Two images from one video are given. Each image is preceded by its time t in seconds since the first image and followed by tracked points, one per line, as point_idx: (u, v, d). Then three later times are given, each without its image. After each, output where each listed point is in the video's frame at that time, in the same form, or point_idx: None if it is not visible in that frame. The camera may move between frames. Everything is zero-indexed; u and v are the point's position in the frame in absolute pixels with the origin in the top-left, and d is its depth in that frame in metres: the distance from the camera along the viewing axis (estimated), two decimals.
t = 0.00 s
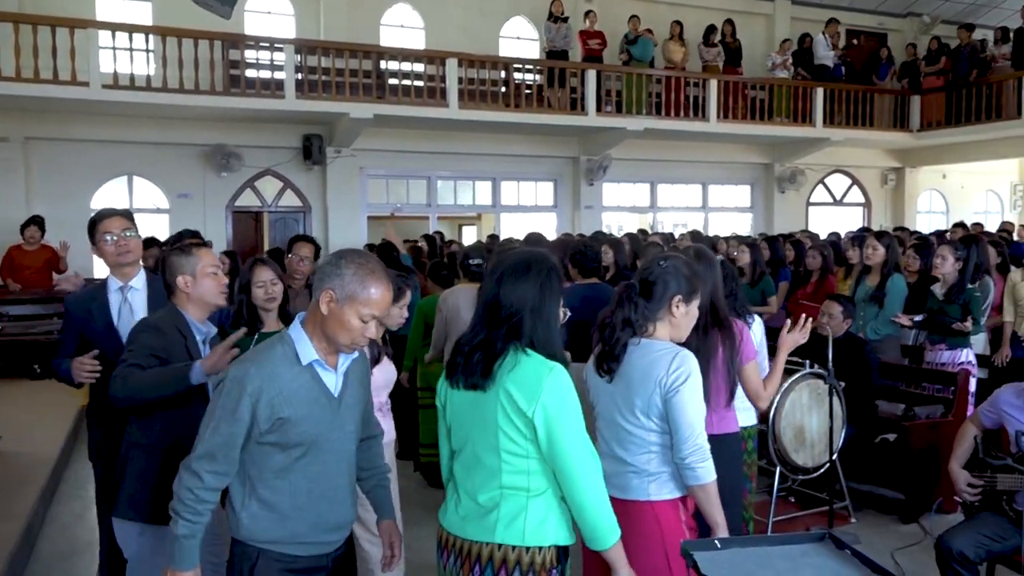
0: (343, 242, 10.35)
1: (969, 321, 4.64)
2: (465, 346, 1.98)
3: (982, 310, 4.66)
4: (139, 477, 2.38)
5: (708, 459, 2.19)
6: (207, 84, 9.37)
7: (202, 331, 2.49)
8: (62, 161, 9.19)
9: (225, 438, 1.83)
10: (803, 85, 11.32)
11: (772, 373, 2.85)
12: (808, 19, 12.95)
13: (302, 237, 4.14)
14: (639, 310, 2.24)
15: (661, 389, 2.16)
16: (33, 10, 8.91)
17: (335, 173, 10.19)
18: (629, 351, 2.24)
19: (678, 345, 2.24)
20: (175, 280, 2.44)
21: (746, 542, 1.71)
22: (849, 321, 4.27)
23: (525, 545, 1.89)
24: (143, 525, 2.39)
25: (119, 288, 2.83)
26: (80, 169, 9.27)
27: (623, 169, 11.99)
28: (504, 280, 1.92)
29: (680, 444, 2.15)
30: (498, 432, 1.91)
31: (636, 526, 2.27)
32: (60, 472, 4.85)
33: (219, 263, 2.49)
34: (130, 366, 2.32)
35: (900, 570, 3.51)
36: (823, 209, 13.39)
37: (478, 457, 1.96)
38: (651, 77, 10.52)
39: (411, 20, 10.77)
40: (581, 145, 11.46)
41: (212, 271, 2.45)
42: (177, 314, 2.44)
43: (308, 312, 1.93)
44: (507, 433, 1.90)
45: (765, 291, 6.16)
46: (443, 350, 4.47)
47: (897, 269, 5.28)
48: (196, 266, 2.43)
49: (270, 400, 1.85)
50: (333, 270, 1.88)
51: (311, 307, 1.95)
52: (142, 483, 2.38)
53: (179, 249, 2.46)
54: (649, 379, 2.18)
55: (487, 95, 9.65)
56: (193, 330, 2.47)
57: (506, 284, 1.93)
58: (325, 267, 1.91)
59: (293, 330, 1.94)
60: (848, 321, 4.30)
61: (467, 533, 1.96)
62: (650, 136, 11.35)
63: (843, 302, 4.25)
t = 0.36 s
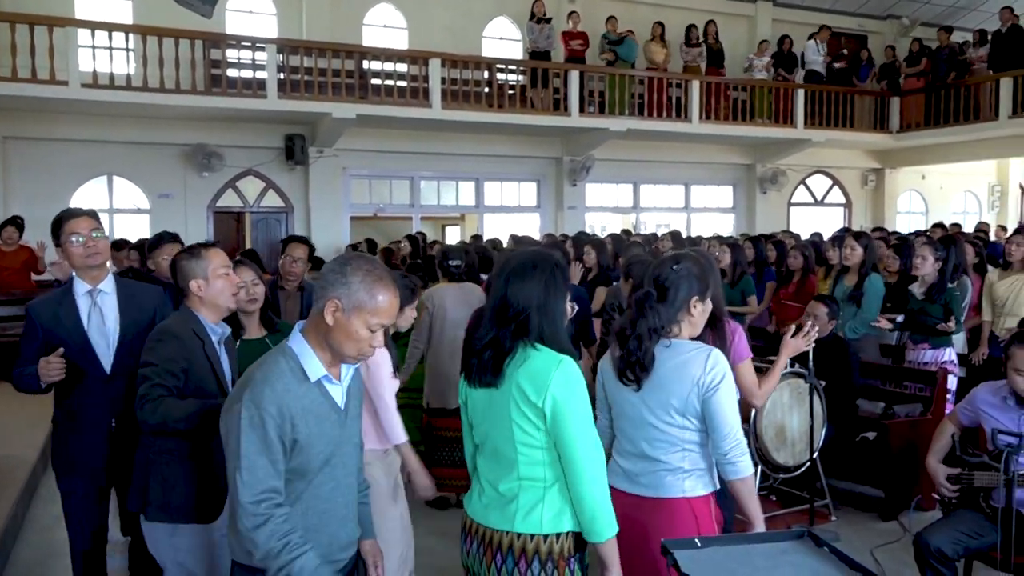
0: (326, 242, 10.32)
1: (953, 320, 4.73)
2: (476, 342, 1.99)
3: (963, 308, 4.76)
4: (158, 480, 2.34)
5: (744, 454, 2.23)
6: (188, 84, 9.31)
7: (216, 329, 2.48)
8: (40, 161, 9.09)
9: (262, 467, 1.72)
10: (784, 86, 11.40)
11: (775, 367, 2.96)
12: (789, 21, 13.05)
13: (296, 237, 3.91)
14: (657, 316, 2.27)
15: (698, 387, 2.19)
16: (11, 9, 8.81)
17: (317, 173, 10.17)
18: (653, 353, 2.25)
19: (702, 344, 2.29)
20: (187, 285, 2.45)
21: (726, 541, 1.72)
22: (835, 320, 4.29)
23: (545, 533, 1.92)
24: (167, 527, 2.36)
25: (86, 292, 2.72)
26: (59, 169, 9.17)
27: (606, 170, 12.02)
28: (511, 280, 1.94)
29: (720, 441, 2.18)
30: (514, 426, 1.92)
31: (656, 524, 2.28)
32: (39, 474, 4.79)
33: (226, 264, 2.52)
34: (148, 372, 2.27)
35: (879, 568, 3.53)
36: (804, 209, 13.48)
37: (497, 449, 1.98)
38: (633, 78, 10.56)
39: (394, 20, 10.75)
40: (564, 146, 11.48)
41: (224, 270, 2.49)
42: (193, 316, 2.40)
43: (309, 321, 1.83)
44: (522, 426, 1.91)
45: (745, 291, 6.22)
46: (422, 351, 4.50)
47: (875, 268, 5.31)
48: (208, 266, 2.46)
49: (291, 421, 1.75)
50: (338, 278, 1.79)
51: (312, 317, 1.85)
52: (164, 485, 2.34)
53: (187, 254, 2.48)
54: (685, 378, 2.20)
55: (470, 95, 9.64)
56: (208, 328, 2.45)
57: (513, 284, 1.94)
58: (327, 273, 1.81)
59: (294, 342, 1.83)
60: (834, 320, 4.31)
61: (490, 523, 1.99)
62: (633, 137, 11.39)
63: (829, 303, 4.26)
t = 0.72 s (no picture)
0: (307, 244, 10.28)
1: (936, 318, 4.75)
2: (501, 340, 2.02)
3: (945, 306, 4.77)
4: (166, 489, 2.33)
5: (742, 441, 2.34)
6: (167, 85, 9.23)
7: (216, 331, 2.46)
8: (16, 163, 8.98)
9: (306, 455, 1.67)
10: (763, 88, 11.48)
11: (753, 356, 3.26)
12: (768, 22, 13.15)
13: (274, 239, 3.91)
14: (654, 314, 2.32)
15: (706, 378, 2.27)
16: None
17: (298, 175, 10.14)
18: (656, 351, 2.28)
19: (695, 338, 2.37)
20: (183, 287, 2.41)
21: (706, 540, 1.74)
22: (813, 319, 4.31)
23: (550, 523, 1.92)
24: (174, 537, 2.34)
25: (71, 296, 2.67)
26: (35, 171, 9.07)
27: (587, 171, 12.05)
28: (541, 281, 1.97)
29: (725, 428, 2.28)
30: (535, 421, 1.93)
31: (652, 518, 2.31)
32: (15, 480, 4.73)
33: (223, 264, 2.44)
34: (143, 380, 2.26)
35: (858, 566, 3.56)
36: (783, 210, 13.58)
37: (515, 442, 1.99)
38: (613, 79, 10.58)
39: (375, 22, 10.72)
40: (545, 147, 11.50)
41: (220, 271, 2.42)
42: (185, 320, 2.38)
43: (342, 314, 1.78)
44: (543, 420, 1.92)
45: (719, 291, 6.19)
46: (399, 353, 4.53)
47: (853, 267, 5.35)
48: (203, 269, 2.40)
49: (333, 413, 1.72)
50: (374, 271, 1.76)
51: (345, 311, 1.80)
52: (173, 492, 2.33)
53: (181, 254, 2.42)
54: (691, 370, 2.26)
55: (450, 96, 9.63)
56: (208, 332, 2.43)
57: (540, 285, 1.97)
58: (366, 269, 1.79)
59: (325, 334, 1.78)
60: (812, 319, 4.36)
61: (507, 514, 1.99)
62: (614, 138, 11.42)
63: (806, 302, 4.31)
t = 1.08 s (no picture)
0: (280, 247, 10.21)
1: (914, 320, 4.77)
2: (536, 341, 2.04)
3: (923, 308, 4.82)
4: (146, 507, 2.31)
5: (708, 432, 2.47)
6: (137, 85, 9.12)
7: (191, 344, 2.42)
8: None
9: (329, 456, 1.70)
10: (736, 91, 11.57)
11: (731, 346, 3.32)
12: (740, 27, 13.27)
13: (239, 244, 3.91)
14: (637, 312, 2.37)
15: (686, 376, 2.37)
16: None
17: (271, 177, 10.06)
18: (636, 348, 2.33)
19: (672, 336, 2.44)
20: (156, 301, 2.38)
21: (679, 540, 1.75)
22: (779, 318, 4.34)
23: (598, 516, 1.97)
24: (156, 555, 2.31)
25: (52, 300, 2.64)
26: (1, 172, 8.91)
27: (562, 173, 12.07)
28: (564, 284, 2.03)
29: (698, 422, 2.41)
30: (570, 422, 1.96)
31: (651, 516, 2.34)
32: None
33: (199, 284, 2.36)
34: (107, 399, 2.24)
35: (829, 565, 3.60)
36: (756, 212, 13.70)
37: (543, 441, 2.01)
38: (588, 82, 10.61)
39: (349, 23, 10.68)
40: (520, 149, 11.51)
41: (199, 292, 2.36)
42: (152, 335, 2.34)
43: (364, 315, 1.85)
44: (581, 420, 1.95)
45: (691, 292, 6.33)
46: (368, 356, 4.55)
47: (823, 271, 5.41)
48: (177, 289, 2.34)
49: (359, 418, 1.76)
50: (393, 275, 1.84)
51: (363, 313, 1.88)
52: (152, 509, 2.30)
53: (159, 268, 2.36)
54: (672, 370, 2.35)
55: (425, 98, 9.61)
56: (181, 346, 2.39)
57: (571, 286, 2.03)
58: (386, 273, 1.86)
59: (346, 338, 1.83)
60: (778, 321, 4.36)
61: (539, 512, 2.00)
62: (588, 141, 11.46)
63: (772, 303, 4.31)
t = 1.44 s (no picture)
0: (257, 250, 10.14)
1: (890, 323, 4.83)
2: (537, 340, 2.18)
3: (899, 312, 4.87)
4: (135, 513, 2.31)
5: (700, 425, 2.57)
6: (112, 86, 9.03)
7: (183, 353, 2.29)
8: None
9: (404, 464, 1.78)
10: (713, 95, 11.66)
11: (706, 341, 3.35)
12: (717, 31, 13.38)
13: (219, 247, 3.88)
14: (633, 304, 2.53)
15: (680, 368, 2.52)
16: None
17: (247, 179, 9.99)
18: (631, 342, 2.49)
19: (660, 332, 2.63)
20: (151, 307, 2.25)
21: (655, 542, 1.76)
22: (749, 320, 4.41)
23: (604, 508, 2.12)
24: (140, 558, 2.26)
25: (15, 309, 2.56)
26: None
27: (540, 176, 12.08)
28: (562, 285, 2.18)
29: (686, 411, 2.54)
30: (573, 417, 2.11)
31: (633, 507, 2.50)
32: None
33: (195, 304, 2.19)
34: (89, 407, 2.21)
35: (805, 565, 3.64)
36: (733, 215, 13.80)
37: (546, 436, 2.16)
38: (566, 85, 10.64)
39: (326, 25, 10.63)
40: (498, 152, 11.52)
41: (192, 310, 2.19)
42: (140, 343, 2.26)
43: (397, 317, 1.91)
44: (582, 414, 2.10)
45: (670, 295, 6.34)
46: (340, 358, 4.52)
47: (798, 273, 5.45)
48: (167, 304, 2.18)
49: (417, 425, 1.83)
50: (424, 277, 1.91)
51: (390, 314, 1.94)
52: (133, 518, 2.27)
53: (155, 275, 2.20)
54: (666, 361, 2.51)
55: (403, 100, 9.59)
56: (170, 354, 2.28)
57: (569, 287, 2.18)
58: (412, 276, 1.93)
59: (388, 344, 1.87)
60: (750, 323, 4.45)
61: (544, 505, 2.15)
62: (566, 144, 11.48)
63: (741, 305, 4.39)
